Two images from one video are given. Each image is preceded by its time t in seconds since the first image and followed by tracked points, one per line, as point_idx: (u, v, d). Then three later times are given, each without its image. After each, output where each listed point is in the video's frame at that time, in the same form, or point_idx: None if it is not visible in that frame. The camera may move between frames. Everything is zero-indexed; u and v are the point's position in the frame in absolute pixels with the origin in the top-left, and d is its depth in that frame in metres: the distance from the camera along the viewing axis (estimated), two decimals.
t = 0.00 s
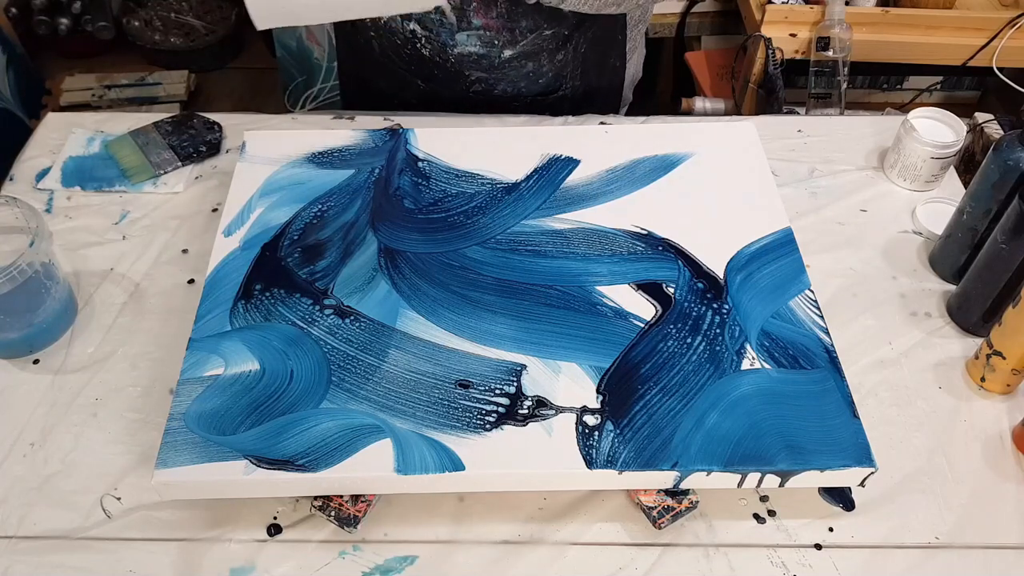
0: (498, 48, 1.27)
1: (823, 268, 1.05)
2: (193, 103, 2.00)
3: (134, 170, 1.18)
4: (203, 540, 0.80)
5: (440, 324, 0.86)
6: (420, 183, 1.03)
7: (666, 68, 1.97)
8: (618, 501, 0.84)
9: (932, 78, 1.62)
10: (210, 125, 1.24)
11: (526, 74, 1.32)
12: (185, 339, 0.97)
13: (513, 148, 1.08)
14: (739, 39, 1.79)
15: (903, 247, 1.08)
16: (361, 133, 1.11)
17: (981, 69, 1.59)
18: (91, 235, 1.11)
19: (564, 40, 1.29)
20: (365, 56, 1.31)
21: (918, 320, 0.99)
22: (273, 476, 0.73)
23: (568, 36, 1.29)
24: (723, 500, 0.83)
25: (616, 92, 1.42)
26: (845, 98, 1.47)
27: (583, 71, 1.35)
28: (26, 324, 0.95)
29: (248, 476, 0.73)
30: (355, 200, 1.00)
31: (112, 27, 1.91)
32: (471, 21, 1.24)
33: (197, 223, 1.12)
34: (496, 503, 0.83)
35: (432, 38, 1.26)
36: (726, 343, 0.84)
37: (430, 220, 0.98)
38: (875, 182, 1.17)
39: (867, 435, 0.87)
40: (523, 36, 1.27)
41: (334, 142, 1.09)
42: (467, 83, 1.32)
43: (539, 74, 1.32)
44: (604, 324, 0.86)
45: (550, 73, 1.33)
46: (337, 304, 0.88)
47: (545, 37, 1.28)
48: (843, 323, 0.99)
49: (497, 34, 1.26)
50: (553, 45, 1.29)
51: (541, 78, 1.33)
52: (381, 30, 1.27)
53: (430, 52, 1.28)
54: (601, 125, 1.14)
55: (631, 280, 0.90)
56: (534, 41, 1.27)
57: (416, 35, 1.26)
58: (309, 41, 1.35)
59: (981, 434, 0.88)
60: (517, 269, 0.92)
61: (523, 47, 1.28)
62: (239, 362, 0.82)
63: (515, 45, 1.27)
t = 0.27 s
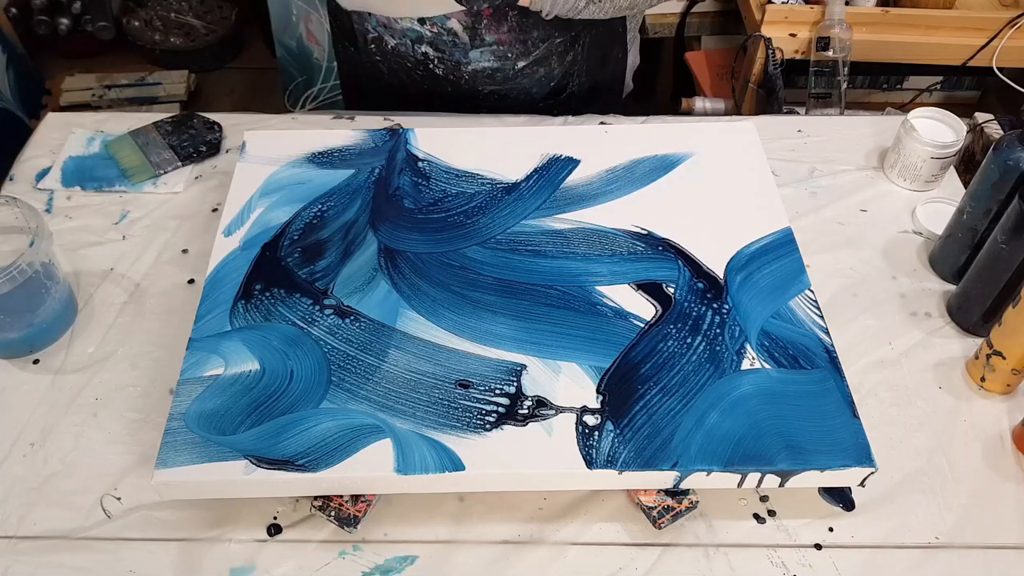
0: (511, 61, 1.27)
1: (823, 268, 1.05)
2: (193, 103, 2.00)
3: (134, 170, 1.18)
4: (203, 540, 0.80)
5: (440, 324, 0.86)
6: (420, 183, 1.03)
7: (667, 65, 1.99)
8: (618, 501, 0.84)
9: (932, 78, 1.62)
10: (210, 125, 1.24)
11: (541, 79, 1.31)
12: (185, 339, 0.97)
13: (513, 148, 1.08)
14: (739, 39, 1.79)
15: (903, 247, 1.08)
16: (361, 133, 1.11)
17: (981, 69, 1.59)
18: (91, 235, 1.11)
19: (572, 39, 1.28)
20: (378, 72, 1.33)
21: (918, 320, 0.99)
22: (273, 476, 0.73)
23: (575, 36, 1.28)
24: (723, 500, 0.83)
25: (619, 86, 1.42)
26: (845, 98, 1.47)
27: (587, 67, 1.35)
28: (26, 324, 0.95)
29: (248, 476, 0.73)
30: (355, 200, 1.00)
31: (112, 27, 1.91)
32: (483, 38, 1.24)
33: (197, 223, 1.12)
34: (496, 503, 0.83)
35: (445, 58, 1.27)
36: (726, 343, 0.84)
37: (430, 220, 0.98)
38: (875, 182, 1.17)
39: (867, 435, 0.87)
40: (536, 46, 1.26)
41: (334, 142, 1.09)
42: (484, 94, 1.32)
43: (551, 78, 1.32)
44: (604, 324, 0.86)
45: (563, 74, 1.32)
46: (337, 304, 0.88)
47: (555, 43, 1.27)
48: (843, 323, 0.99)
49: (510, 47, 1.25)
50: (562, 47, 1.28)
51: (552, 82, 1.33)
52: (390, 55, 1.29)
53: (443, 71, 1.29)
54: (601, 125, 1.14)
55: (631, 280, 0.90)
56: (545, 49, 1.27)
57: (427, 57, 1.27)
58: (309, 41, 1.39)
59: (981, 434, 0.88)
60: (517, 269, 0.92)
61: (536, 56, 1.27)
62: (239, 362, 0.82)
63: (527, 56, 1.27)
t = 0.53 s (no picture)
0: (512, 71, 1.27)
1: (823, 268, 1.05)
2: (193, 104, 2.00)
3: (134, 170, 1.18)
4: (203, 540, 0.80)
5: (440, 324, 0.86)
6: (420, 183, 1.03)
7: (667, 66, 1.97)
8: (618, 501, 0.84)
9: (932, 78, 1.62)
10: (210, 125, 1.24)
11: (538, 84, 1.32)
12: (185, 339, 0.97)
13: (513, 148, 1.08)
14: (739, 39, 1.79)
15: (903, 247, 1.08)
16: (361, 133, 1.11)
17: (981, 69, 1.59)
18: (91, 235, 1.11)
19: (567, 41, 1.29)
20: (377, 84, 1.32)
21: (918, 320, 0.99)
22: (273, 476, 0.73)
23: (571, 38, 1.29)
24: (723, 500, 0.83)
25: (612, 81, 1.42)
26: (845, 98, 1.47)
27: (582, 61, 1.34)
28: (26, 324, 0.95)
29: (248, 476, 0.73)
30: (355, 200, 1.00)
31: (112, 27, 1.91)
32: (483, 54, 1.24)
33: (197, 223, 1.12)
34: (496, 503, 0.83)
35: (445, 75, 1.27)
36: (726, 343, 0.84)
37: (430, 220, 0.98)
38: (875, 182, 1.17)
39: (867, 435, 0.87)
40: (534, 54, 1.26)
41: (334, 142, 1.09)
42: (484, 103, 1.32)
43: (549, 82, 1.32)
44: (604, 324, 0.86)
45: (559, 77, 1.33)
46: (337, 304, 0.88)
47: (552, 46, 1.27)
48: (843, 323, 0.99)
49: (508, 58, 1.25)
50: (559, 50, 1.29)
51: (551, 84, 1.33)
52: (389, 75, 1.30)
53: (445, 86, 1.30)
54: (600, 125, 1.14)
55: (631, 280, 0.90)
56: (543, 54, 1.27)
57: (427, 75, 1.28)
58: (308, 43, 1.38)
59: (981, 434, 0.88)
60: (517, 269, 0.92)
61: (535, 63, 1.27)
62: (239, 362, 0.82)
63: (526, 64, 1.27)
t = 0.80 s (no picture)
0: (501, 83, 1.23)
1: (823, 268, 1.05)
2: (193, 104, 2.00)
3: (134, 170, 1.18)
4: (203, 540, 0.80)
5: (440, 324, 0.86)
6: (420, 183, 1.03)
7: (667, 67, 1.96)
8: (618, 501, 0.84)
9: (932, 78, 1.62)
10: (210, 125, 1.24)
11: (527, 91, 1.28)
12: (185, 339, 0.97)
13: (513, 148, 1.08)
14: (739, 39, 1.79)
15: (903, 247, 1.08)
16: (361, 133, 1.11)
17: (981, 69, 1.59)
18: (91, 235, 1.11)
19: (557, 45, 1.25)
20: (362, 95, 1.29)
21: (918, 320, 0.99)
22: (273, 476, 0.73)
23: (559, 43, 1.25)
24: (724, 500, 0.83)
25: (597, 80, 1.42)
26: (845, 97, 1.48)
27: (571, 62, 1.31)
28: (26, 324, 0.95)
29: (248, 476, 0.73)
30: (355, 200, 1.00)
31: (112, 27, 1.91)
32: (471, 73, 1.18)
33: (197, 223, 1.12)
34: (496, 504, 0.83)
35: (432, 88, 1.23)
36: (726, 343, 0.84)
37: (430, 220, 0.98)
38: (875, 182, 1.17)
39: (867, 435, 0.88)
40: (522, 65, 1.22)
41: (334, 143, 1.09)
42: (474, 114, 1.29)
43: (538, 87, 1.28)
44: (604, 324, 0.86)
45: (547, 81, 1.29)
46: (337, 304, 0.88)
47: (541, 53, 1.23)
48: (842, 323, 0.99)
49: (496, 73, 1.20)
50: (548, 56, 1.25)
51: (540, 89, 1.29)
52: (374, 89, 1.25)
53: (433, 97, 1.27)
54: (600, 125, 1.14)
55: (632, 280, 0.90)
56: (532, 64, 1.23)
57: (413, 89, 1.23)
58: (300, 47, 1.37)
59: (981, 434, 0.88)
60: (517, 269, 0.92)
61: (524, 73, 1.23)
62: (239, 361, 0.82)
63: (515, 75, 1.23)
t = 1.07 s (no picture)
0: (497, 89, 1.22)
1: (823, 268, 1.05)
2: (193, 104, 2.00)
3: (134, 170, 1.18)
4: (203, 540, 0.80)
5: (440, 324, 0.86)
6: (420, 183, 1.03)
7: (666, 66, 1.97)
8: (618, 501, 0.84)
9: (932, 78, 1.62)
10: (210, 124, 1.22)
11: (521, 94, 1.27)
12: (185, 339, 0.97)
13: (513, 148, 1.08)
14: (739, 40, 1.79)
15: (903, 247, 1.08)
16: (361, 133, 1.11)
17: (981, 69, 1.59)
18: (91, 235, 1.11)
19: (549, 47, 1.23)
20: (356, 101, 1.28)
21: (918, 320, 0.99)
22: (273, 476, 0.73)
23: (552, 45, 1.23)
24: (723, 500, 0.83)
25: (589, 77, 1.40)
26: (846, 97, 1.48)
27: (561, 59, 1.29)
28: (26, 324, 0.95)
29: (248, 476, 0.73)
30: (354, 200, 1.00)
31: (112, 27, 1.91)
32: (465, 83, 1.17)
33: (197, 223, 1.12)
34: (496, 504, 0.83)
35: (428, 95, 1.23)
36: (726, 343, 0.84)
37: (430, 220, 0.98)
38: (875, 183, 1.17)
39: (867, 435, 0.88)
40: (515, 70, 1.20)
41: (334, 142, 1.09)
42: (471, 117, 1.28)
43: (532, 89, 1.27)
44: (604, 324, 0.86)
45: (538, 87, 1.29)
46: (337, 304, 0.88)
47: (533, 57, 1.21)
48: (842, 323, 0.99)
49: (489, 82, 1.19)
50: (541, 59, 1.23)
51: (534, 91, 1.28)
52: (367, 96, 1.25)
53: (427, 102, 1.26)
54: (600, 125, 1.13)
55: (632, 280, 0.90)
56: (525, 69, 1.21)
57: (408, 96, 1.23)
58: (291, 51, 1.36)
59: (981, 434, 0.88)
60: (517, 269, 0.92)
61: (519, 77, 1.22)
62: (239, 362, 0.82)
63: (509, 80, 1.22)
